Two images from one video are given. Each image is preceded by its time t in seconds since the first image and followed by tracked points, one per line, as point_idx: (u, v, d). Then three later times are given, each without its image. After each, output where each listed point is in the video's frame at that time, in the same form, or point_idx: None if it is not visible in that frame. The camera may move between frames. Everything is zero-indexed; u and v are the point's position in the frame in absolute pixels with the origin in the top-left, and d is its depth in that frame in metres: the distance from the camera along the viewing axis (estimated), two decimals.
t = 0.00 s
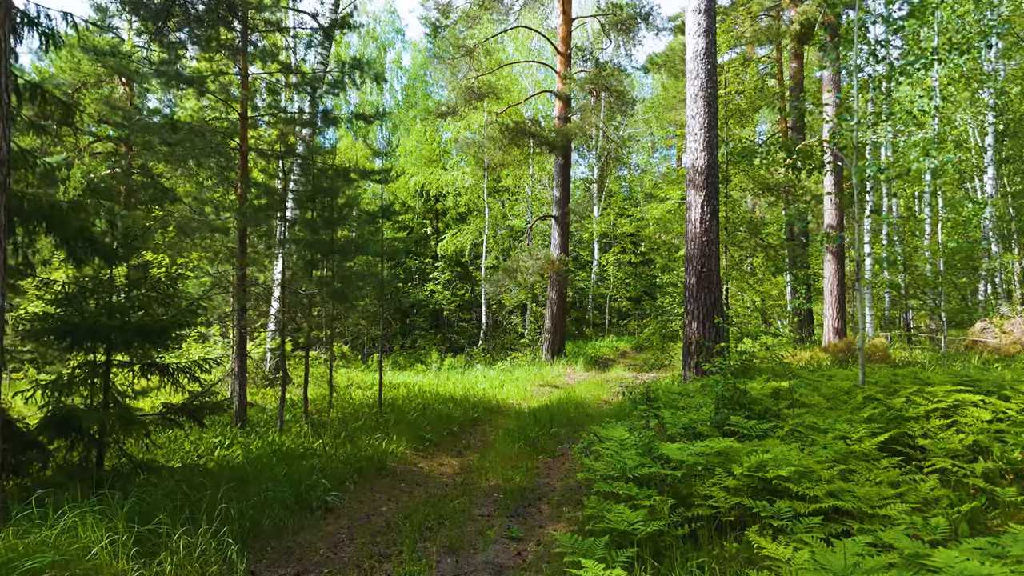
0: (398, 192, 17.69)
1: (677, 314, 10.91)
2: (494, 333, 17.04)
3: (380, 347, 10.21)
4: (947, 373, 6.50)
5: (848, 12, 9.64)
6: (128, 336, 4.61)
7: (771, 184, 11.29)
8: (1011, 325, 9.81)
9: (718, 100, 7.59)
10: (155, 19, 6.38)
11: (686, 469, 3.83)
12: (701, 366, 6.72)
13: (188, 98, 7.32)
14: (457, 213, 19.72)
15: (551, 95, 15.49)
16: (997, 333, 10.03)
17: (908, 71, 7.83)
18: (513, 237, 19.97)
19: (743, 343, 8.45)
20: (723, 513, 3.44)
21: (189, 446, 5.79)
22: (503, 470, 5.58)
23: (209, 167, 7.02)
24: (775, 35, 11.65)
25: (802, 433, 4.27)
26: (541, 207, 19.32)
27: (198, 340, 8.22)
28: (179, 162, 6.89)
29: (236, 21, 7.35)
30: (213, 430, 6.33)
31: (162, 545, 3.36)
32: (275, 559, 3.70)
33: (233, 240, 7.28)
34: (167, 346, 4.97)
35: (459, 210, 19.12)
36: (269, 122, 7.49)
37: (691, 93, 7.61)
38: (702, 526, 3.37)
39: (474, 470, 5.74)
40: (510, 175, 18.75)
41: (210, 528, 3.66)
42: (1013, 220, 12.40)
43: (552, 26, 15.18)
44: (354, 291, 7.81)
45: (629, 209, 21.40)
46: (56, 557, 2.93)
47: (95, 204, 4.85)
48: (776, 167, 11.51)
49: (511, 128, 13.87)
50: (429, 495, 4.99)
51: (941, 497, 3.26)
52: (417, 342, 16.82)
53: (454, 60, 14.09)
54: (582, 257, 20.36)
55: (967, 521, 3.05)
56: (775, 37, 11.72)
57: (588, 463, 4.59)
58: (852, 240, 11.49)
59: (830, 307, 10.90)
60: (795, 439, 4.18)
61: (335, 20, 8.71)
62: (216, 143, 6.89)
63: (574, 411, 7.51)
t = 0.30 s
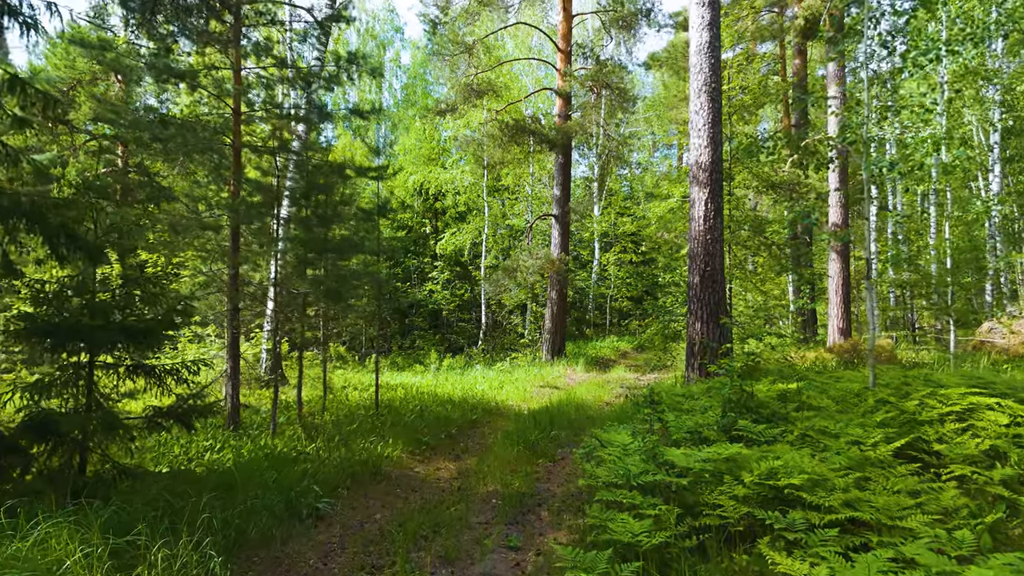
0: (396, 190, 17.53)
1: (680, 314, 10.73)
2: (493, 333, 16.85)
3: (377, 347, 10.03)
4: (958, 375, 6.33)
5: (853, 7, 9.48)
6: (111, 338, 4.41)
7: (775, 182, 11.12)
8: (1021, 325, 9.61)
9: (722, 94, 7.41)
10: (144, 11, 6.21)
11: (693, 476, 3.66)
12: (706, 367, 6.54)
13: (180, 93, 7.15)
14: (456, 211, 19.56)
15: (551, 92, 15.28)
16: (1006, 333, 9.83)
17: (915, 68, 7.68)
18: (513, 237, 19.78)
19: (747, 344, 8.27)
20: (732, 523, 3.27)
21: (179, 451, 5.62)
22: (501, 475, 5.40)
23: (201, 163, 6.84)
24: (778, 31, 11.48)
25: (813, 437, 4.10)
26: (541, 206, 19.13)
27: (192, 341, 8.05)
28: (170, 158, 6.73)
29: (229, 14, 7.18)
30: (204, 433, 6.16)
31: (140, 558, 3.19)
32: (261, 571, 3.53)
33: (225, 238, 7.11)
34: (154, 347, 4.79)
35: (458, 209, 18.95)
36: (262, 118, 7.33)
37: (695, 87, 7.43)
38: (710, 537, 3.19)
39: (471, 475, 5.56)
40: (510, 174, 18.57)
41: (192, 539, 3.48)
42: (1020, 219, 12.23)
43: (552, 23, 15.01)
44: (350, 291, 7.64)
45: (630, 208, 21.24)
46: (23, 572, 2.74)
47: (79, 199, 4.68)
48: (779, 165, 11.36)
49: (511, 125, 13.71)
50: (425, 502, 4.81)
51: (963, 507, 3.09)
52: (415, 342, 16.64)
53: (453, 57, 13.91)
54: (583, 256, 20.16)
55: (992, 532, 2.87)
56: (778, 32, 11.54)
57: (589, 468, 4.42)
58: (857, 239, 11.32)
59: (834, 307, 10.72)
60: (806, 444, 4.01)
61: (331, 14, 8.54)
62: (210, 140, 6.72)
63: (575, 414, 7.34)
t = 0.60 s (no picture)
0: (395, 189, 17.38)
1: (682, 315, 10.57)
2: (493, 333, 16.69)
3: (374, 347, 9.87)
4: (969, 376, 6.16)
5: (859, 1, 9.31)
6: (94, 338, 4.23)
7: (779, 180, 10.95)
8: None
9: (727, 88, 7.23)
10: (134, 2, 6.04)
11: (700, 484, 3.49)
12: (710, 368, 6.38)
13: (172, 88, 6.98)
14: (455, 210, 19.39)
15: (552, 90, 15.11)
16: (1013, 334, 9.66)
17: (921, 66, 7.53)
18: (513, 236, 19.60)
19: (752, 344, 8.10)
20: (742, 534, 3.10)
21: (168, 455, 5.46)
22: (500, 480, 5.23)
23: (193, 159, 6.68)
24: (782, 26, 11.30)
25: (825, 442, 3.93)
26: (541, 205, 18.95)
27: (185, 341, 7.89)
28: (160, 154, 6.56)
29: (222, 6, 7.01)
30: (195, 436, 6.01)
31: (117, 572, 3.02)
32: None
33: (218, 237, 6.96)
34: (140, 348, 4.60)
35: (458, 208, 18.79)
36: (255, 112, 7.17)
37: (698, 82, 7.25)
38: (721, 549, 3.02)
39: (469, 480, 5.39)
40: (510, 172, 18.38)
41: (173, 551, 3.31)
42: None
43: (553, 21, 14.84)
44: (345, 290, 7.47)
45: (630, 207, 21.08)
46: None
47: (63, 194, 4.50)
48: (782, 163, 11.19)
49: (511, 123, 13.55)
50: (420, 508, 4.65)
51: (987, 518, 2.92)
52: (414, 342, 16.47)
53: (452, 54, 13.73)
54: (583, 256, 19.97)
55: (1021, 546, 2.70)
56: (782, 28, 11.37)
57: (590, 475, 4.25)
58: (861, 238, 11.15)
59: (839, 306, 10.54)
60: (817, 449, 3.84)
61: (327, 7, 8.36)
62: (202, 135, 6.55)
63: (576, 416, 7.17)
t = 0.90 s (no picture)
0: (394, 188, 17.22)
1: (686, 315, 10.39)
2: (493, 334, 16.52)
3: (372, 347, 9.70)
4: (982, 377, 5.97)
5: None
6: (76, 338, 4.04)
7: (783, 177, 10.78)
8: None
9: (731, 83, 7.05)
10: None
11: (709, 492, 3.32)
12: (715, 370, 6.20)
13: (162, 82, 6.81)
14: (455, 209, 19.23)
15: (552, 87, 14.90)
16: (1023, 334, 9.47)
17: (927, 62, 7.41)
18: (513, 235, 19.43)
19: (757, 344, 7.92)
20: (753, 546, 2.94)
21: (157, 460, 5.30)
22: (499, 485, 5.07)
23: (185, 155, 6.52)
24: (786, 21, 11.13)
25: (838, 448, 3.76)
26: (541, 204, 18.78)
27: (178, 341, 7.72)
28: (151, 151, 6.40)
29: None
30: (185, 440, 5.84)
31: None
32: None
33: (211, 235, 6.80)
34: (124, 348, 4.43)
35: (458, 206, 18.62)
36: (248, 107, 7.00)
37: (702, 76, 7.08)
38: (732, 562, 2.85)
39: (467, 485, 5.22)
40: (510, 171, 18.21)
41: (153, 564, 3.14)
42: None
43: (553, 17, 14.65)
44: (341, 289, 7.30)
45: (631, 206, 20.91)
46: None
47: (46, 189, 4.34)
48: (786, 160, 11.01)
49: (511, 120, 13.32)
50: (416, 516, 4.49)
51: (1016, 530, 2.74)
52: (413, 342, 16.31)
53: (451, 50, 13.55)
54: (584, 255, 19.80)
55: None
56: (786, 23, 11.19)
57: (592, 481, 4.08)
58: (867, 236, 10.98)
59: (844, 306, 10.35)
60: (830, 455, 3.67)
61: None
62: (193, 131, 6.38)
63: (577, 417, 7.00)
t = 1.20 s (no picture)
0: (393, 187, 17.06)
1: (689, 314, 10.24)
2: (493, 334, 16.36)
3: (370, 348, 9.54)
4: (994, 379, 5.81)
5: None
6: (59, 338, 3.88)
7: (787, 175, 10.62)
8: None
9: (736, 77, 6.88)
10: None
11: (718, 501, 3.17)
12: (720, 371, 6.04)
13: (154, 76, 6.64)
14: (455, 208, 19.07)
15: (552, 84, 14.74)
16: None
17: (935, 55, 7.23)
18: (513, 234, 19.27)
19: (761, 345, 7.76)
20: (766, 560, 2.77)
21: (147, 464, 5.17)
22: (498, 491, 4.91)
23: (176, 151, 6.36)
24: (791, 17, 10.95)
25: (852, 454, 3.60)
26: (542, 202, 18.61)
27: (172, 342, 7.59)
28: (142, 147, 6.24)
29: None
30: (176, 443, 5.68)
31: None
32: None
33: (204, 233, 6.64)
34: (107, 344, 4.29)
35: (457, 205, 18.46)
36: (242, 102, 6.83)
37: (707, 70, 6.89)
38: None
39: (466, 490, 5.05)
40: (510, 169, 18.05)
41: None
42: None
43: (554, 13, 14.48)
44: (337, 288, 7.14)
45: (631, 205, 20.75)
46: None
47: (36, 185, 4.20)
48: (791, 157, 10.85)
49: (511, 118, 13.19)
50: (412, 523, 4.33)
51: None
52: (412, 342, 16.17)
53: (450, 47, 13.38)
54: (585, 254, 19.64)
55: None
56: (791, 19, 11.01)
57: (595, 489, 3.92)
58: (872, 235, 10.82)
59: (850, 306, 10.19)
60: (844, 462, 3.51)
61: None
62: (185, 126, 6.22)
63: (578, 420, 6.84)
